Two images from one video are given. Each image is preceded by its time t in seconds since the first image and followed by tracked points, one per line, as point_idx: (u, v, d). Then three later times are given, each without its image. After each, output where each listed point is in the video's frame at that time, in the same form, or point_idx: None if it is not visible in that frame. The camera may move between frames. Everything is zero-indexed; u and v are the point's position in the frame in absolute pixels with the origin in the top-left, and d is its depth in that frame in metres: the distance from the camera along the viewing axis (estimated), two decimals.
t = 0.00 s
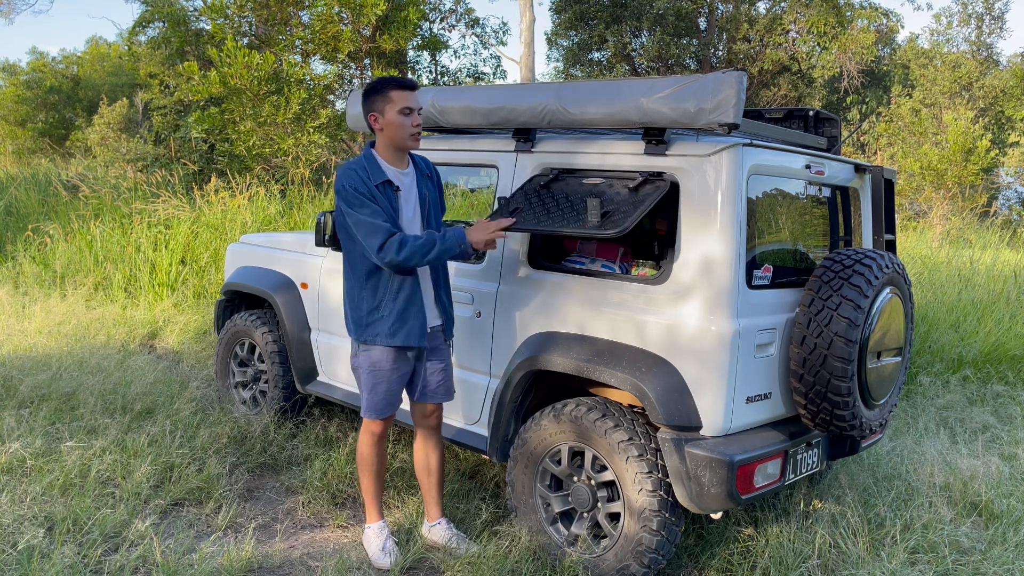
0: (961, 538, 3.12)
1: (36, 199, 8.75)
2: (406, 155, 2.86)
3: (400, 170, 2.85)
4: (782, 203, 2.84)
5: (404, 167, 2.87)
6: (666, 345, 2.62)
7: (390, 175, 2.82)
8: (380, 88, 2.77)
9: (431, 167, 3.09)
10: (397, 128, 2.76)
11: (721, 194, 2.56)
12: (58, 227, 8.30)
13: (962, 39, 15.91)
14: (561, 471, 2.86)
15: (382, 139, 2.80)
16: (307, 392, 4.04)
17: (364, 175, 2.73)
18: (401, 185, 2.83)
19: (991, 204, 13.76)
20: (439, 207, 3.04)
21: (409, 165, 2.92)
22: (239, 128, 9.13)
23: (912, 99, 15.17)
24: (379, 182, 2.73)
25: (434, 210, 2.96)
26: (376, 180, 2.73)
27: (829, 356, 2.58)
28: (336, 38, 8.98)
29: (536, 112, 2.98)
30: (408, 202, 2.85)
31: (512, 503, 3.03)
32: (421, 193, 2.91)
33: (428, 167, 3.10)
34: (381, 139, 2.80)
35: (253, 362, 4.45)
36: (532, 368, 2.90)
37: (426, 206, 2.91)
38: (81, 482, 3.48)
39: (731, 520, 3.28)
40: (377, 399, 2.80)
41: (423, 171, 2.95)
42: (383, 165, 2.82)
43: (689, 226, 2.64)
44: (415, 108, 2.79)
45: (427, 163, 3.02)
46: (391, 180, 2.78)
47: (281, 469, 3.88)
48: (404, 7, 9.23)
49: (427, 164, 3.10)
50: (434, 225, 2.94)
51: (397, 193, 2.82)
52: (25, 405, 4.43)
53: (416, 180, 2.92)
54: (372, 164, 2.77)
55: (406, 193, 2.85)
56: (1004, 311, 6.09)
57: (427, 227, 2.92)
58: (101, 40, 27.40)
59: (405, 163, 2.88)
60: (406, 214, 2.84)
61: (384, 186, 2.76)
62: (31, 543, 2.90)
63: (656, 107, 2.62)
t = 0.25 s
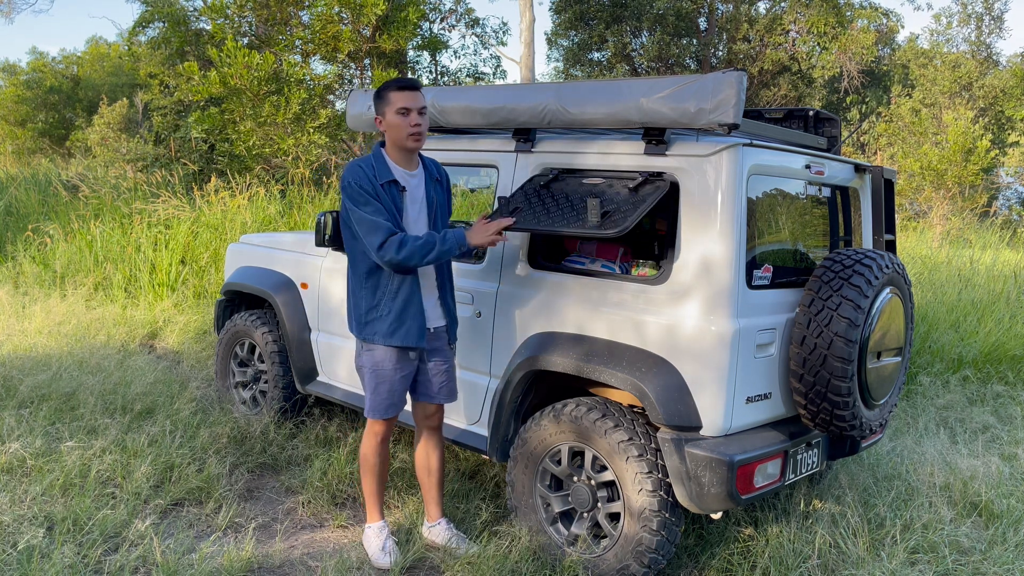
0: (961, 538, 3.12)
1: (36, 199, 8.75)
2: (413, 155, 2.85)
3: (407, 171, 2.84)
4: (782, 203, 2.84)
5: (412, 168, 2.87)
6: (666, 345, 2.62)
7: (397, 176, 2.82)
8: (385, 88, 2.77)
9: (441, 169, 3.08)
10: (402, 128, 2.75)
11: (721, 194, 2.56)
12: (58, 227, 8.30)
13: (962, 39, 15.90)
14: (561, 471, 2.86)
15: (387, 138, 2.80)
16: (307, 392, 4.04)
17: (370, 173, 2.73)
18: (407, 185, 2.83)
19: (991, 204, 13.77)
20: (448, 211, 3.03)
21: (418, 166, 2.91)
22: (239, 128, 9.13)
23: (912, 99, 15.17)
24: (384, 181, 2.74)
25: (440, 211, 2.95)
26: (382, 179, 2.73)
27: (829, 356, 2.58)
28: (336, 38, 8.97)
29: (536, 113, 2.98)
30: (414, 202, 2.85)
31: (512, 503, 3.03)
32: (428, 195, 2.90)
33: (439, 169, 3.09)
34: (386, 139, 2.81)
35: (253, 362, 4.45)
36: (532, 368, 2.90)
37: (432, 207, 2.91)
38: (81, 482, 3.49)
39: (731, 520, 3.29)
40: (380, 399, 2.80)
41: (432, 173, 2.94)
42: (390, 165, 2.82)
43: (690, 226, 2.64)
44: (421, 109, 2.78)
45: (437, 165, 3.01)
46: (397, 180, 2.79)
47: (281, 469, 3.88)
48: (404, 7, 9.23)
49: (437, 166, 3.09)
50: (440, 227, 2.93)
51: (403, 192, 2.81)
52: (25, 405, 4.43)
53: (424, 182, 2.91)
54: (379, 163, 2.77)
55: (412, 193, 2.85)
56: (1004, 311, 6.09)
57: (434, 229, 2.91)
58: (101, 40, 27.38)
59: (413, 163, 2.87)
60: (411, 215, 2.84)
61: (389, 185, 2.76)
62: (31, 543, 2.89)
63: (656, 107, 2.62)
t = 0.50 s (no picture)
0: (961, 538, 3.13)
1: (36, 200, 8.75)
2: (417, 155, 2.85)
3: (411, 170, 2.85)
4: (782, 203, 2.84)
5: (416, 168, 2.87)
6: (666, 345, 2.62)
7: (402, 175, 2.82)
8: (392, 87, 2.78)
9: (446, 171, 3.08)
10: (407, 127, 2.75)
11: (721, 194, 2.56)
12: (58, 227, 8.30)
13: (962, 39, 15.90)
14: (561, 471, 2.86)
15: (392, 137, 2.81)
16: (307, 392, 4.04)
17: (373, 172, 2.73)
18: (411, 185, 2.84)
19: (991, 204, 13.77)
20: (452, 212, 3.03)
21: (423, 166, 2.91)
22: (239, 128, 9.12)
23: (912, 99, 15.17)
24: (387, 180, 2.74)
25: (444, 212, 2.95)
26: (385, 178, 2.73)
27: (829, 356, 2.58)
28: (336, 38, 8.97)
29: (536, 113, 2.98)
30: (417, 202, 2.85)
31: (512, 503, 3.03)
32: (432, 195, 2.90)
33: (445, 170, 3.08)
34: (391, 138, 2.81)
35: (253, 362, 4.45)
36: (532, 368, 2.90)
37: (437, 207, 2.91)
38: (81, 482, 3.49)
39: (731, 521, 3.29)
40: (383, 399, 2.80)
41: (437, 174, 2.94)
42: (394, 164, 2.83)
43: (690, 226, 2.64)
44: (426, 109, 2.78)
45: (442, 166, 3.00)
46: (401, 179, 2.79)
47: (281, 469, 3.88)
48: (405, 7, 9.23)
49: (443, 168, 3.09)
50: (444, 228, 2.93)
51: (407, 191, 2.81)
52: (25, 405, 4.43)
53: (428, 182, 2.91)
54: (383, 162, 2.77)
55: (416, 193, 2.85)
56: (1004, 311, 6.09)
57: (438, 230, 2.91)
58: (101, 40, 27.39)
59: (417, 163, 2.87)
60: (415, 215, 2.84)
61: (392, 184, 2.76)
62: (31, 543, 2.89)
63: (656, 107, 2.62)
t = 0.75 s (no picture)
0: (961, 538, 3.12)
1: (35, 199, 8.75)
2: (420, 155, 2.85)
3: (414, 171, 2.85)
4: (781, 203, 2.84)
5: (418, 168, 2.87)
6: (666, 345, 2.62)
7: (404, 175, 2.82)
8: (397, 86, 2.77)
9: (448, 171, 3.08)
10: (410, 127, 2.75)
11: (721, 194, 2.56)
12: (58, 227, 8.30)
13: (962, 39, 15.89)
14: (561, 471, 2.86)
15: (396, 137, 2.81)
16: (307, 392, 4.04)
17: (376, 172, 2.73)
18: (413, 185, 2.84)
19: (991, 204, 13.77)
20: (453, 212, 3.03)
21: (425, 166, 2.91)
22: (239, 128, 9.12)
23: (912, 99, 15.17)
24: (390, 181, 2.74)
25: (447, 213, 2.95)
26: (387, 178, 2.73)
27: (829, 356, 2.58)
28: (336, 38, 8.97)
29: (536, 113, 2.98)
30: (419, 203, 2.85)
31: (512, 503, 3.03)
32: (435, 195, 2.91)
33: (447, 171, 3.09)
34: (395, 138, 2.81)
35: (253, 362, 4.44)
36: (532, 368, 2.90)
37: (439, 208, 2.91)
38: (81, 482, 3.49)
39: (731, 521, 3.29)
40: (387, 400, 2.80)
41: (439, 174, 2.94)
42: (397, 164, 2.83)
43: (690, 226, 2.64)
44: (431, 109, 2.78)
45: (444, 167, 3.00)
46: (403, 179, 2.78)
47: (281, 469, 3.88)
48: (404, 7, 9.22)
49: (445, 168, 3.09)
50: (446, 228, 2.93)
51: (409, 192, 2.81)
52: (25, 406, 4.43)
53: (430, 182, 2.91)
54: (386, 163, 2.77)
55: (418, 194, 2.85)
56: (1004, 311, 6.09)
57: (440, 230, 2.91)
58: (101, 40, 27.39)
59: (419, 163, 2.87)
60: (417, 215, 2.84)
61: (395, 185, 2.76)
62: (31, 543, 2.89)
63: (656, 107, 2.62)
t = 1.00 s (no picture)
0: (962, 538, 3.12)
1: (36, 199, 8.75)
2: (421, 156, 2.85)
3: (414, 171, 2.85)
4: (782, 203, 2.84)
5: (418, 168, 2.87)
6: (666, 345, 2.62)
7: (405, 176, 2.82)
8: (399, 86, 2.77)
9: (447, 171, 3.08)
10: (413, 127, 2.75)
11: (721, 194, 2.56)
12: (58, 227, 8.30)
13: (962, 38, 15.88)
14: (561, 471, 2.86)
15: (397, 137, 2.80)
16: (307, 392, 4.04)
17: (377, 172, 2.73)
18: (414, 186, 2.84)
19: (991, 204, 13.77)
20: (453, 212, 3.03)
21: (425, 166, 2.91)
22: (239, 127, 9.11)
23: (913, 99, 15.17)
24: (391, 181, 2.73)
25: (447, 213, 2.96)
26: (389, 179, 2.73)
27: (829, 356, 2.58)
28: (336, 38, 8.96)
29: (536, 113, 2.98)
30: (420, 203, 2.86)
31: (512, 503, 3.03)
32: (435, 195, 2.91)
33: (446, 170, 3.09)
34: (396, 138, 2.81)
35: (253, 362, 4.44)
36: (532, 368, 2.90)
37: (439, 208, 2.91)
38: (81, 481, 3.49)
39: (731, 521, 3.29)
40: (389, 399, 2.80)
41: (439, 174, 2.94)
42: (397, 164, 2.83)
43: (690, 226, 2.64)
44: (433, 110, 2.78)
45: (444, 166, 3.00)
46: (404, 180, 2.78)
47: (280, 469, 3.88)
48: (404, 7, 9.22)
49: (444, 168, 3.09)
50: (447, 229, 2.94)
51: (410, 192, 2.82)
52: (25, 405, 4.43)
53: (430, 182, 2.91)
54: (387, 163, 2.77)
55: (419, 194, 2.86)
56: (1004, 312, 6.09)
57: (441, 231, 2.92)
58: (101, 40, 27.39)
59: (420, 163, 2.87)
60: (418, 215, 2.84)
61: (396, 185, 2.76)
62: (31, 543, 2.89)
63: (656, 107, 2.62)
